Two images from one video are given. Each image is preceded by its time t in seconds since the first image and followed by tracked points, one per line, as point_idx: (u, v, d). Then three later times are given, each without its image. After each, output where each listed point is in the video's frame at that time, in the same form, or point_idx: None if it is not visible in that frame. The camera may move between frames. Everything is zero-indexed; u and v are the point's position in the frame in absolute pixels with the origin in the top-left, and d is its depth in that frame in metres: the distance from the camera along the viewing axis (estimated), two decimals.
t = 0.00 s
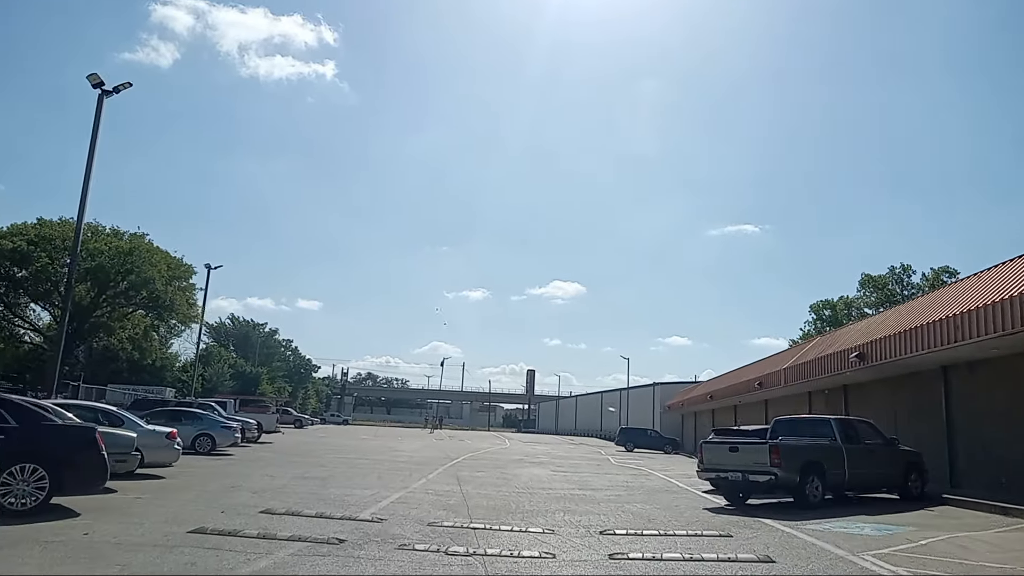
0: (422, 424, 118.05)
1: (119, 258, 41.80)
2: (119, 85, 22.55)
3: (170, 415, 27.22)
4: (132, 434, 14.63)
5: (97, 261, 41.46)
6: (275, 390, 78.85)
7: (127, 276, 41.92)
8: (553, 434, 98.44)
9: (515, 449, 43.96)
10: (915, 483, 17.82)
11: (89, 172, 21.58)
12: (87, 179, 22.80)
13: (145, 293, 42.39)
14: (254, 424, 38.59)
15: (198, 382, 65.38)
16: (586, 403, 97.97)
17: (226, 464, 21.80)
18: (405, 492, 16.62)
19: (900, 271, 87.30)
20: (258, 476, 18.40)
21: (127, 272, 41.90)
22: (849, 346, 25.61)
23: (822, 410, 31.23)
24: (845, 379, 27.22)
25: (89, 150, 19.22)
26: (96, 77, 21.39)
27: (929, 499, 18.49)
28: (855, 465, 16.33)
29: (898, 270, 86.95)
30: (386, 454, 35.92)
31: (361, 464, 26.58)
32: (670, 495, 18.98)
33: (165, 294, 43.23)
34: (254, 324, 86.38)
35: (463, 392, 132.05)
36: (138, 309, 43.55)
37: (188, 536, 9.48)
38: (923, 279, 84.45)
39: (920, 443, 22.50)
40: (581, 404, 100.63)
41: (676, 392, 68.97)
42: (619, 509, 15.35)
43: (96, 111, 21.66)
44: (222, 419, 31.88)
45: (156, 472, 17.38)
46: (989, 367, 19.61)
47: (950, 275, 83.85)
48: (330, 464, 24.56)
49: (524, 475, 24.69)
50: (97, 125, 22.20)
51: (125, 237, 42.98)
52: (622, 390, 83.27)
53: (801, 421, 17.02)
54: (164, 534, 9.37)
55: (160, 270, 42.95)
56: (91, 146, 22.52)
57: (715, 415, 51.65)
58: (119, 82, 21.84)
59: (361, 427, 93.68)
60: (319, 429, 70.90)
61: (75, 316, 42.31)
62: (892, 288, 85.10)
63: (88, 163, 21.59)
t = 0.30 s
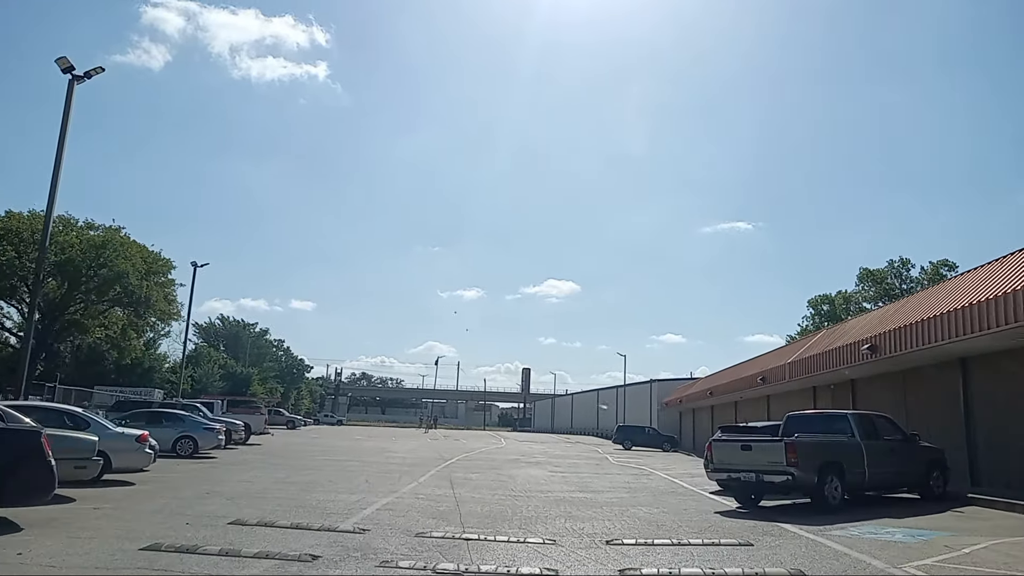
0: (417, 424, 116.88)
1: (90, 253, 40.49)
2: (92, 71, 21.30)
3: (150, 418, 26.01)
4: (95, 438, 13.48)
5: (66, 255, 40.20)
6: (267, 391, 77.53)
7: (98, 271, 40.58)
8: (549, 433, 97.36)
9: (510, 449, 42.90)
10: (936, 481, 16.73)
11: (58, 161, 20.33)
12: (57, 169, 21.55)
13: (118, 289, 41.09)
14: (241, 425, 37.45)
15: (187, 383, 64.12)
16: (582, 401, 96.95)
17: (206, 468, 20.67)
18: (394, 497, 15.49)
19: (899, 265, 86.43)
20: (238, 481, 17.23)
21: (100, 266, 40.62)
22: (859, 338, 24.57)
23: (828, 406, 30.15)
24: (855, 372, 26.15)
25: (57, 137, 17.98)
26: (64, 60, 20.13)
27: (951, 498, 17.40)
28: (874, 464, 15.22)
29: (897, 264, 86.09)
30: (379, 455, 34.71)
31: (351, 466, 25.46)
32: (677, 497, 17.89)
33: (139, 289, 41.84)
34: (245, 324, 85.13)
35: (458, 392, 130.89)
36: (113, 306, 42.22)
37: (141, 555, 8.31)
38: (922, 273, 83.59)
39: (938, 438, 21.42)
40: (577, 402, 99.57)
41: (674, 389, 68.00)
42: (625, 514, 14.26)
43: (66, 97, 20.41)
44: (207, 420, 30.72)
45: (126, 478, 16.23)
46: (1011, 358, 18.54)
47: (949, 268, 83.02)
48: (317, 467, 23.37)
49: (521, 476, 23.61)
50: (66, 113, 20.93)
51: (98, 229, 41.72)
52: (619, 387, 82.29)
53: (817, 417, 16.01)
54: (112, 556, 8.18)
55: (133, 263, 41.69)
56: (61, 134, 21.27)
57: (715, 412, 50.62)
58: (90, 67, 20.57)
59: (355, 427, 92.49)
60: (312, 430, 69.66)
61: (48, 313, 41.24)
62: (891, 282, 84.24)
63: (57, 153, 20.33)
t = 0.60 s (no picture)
0: (411, 422, 115.78)
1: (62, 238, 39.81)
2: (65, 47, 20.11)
3: (129, 413, 24.89)
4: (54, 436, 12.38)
5: (39, 241, 39.59)
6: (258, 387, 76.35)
7: (70, 257, 39.87)
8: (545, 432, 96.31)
9: (505, 448, 41.86)
10: (961, 486, 15.69)
11: (27, 142, 19.17)
12: (29, 151, 20.37)
13: (91, 277, 40.24)
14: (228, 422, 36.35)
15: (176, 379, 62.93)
16: (578, 399, 95.92)
17: (184, 467, 19.56)
18: (381, 501, 14.39)
19: (899, 264, 85.45)
20: (215, 482, 16.13)
21: (73, 252, 39.90)
22: (872, 335, 23.52)
23: (836, 406, 29.09)
24: (867, 371, 25.12)
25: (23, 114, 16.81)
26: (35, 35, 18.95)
27: (975, 503, 16.35)
28: (897, 467, 14.18)
29: (896, 263, 85.13)
30: (370, 454, 33.62)
31: (339, 466, 24.36)
32: (685, 501, 16.81)
33: (114, 278, 40.93)
34: (236, 320, 84.01)
35: (453, 390, 129.75)
36: (89, 296, 41.31)
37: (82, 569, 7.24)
38: (922, 272, 82.65)
39: (959, 439, 20.38)
40: (573, 401, 98.53)
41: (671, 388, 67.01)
42: (632, 520, 13.19)
43: (37, 74, 19.21)
44: (190, 417, 29.58)
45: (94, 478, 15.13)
46: None
47: (949, 267, 82.07)
48: (303, 467, 22.28)
49: (518, 477, 22.55)
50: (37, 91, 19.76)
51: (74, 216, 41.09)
52: (615, 386, 81.25)
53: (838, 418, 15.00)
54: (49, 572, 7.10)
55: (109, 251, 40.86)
56: (32, 114, 20.11)
57: (715, 411, 49.56)
58: (63, 43, 19.38)
59: (348, 425, 91.36)
60: (304, 428, 68.52)
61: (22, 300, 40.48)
62: (890, 282, 83.29)
63: (27, 133, 19.16)
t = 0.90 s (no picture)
0: (408, 423, 114.63)
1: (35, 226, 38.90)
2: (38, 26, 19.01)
3: (109, 413, 23.82)
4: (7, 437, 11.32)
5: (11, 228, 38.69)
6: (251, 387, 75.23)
7: (43, 245, 38.93)
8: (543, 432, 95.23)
9: (502, 449, 40.81)
10: (991, 491, 14.66)
11: None
12: None
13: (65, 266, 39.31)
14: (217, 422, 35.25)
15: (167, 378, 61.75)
16: (576, 400, 94.82)
17: (163, 471, 18.50)
18: (369, 507, 13.34)
19: (901, 263, 84.44)
20: (193, 487, 15.07)
21: (45, 240, 39.00)
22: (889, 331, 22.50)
23: (847, 405, 28.06)
24: (882, 369, 24.11)
25: None
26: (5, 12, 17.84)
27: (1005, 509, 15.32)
28: (926, 471, 13.16)
29: (899, 262, 84.12)
30: (364, 455, 32.55)
31: (330, 468, 23.31)
32: (695, 506, 15.77)
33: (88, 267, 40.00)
34: (230, 319, 82.87)
35: (449, 390, 128.60)
36: (64, 287, 40.33)
37: None
38: (925, 271, 81.66)
39: (984, 440, 19.37)
40: (571, 401, 97.45)
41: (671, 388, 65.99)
42: (641, 529, 12.16)
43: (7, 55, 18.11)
44: (176, 417, 28.51)
45: (61, 483, 14.09)
46: None
47: (952, 267, 81.09)
48: (291, 469, 21.20)
49: (516, 479, 21.49)
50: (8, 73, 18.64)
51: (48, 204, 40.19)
52: (614, 386, 80.21)
53: (862, 419, 14.00)
54: None
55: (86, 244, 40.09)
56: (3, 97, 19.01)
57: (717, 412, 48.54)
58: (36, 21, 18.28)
59: (343, 426, 90.23)
60: (298, 428, 67.38)
61: None
62: (892, 281, 82.30)
63: None
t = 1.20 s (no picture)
0: (404, 423, 113.45)
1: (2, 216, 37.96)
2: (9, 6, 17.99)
3: (88, 413, 22.66)
4: None
5: None
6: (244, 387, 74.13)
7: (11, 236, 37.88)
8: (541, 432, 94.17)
9: (499, 449, 39.86)
10: None
11: None
12: None
13: (34, 257, 38.20)
14: (205, 423, 34.20)
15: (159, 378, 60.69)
16: (574, 399, 93.81)
17: (141, 475, 17.48)
18: (355, 515, 12.34)
19: (901, 259, 83.56)
20: (168, 494, 14.05)
21: (13, 231, 37.99)
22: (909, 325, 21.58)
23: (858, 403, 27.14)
24: (899, 364, 23.20)
25: None
26: None
27: None
28: (957, 472, 12.20)
29: (899, 259, 83.23)
30: (358, 457, 31.50)
31: (319, 469, 22.32)
32: (705, 511, 14.81)
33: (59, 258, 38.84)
34: (223, 318, 81.77)
35: (446, 390, 127.51)
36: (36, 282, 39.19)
37: None
38: (926, 268, 80.73)
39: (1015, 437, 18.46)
40: (569, 401, 96.43)
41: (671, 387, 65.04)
42: (651, 538, 11.19)
43: None
44: (160, 418, 27.47)
45: (24, 490, 13.09)
46: None
47: (953, 264, 80.22)
48: (276, 472, 20.18)
49: (515, 481, 20.50)
50: None
51: (19, 194, 39.22)
52: (613, 385, 79.23)
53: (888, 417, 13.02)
54: None
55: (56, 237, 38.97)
56: None
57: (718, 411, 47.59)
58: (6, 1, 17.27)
59: (339, 426, 89.21)
60: (292, 428, 66.27)
61: None
62: (893, 278, 81.38)
63: None
